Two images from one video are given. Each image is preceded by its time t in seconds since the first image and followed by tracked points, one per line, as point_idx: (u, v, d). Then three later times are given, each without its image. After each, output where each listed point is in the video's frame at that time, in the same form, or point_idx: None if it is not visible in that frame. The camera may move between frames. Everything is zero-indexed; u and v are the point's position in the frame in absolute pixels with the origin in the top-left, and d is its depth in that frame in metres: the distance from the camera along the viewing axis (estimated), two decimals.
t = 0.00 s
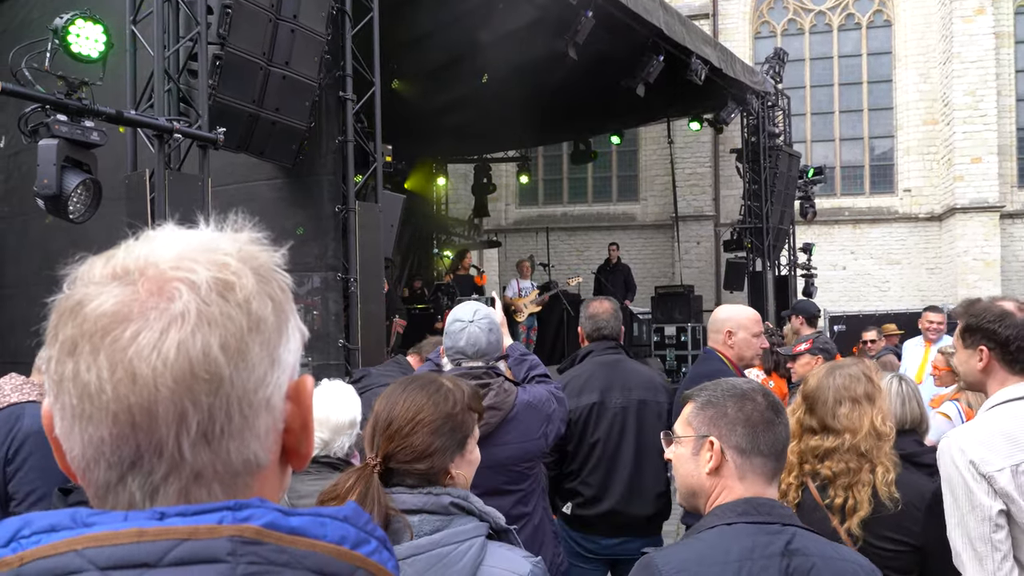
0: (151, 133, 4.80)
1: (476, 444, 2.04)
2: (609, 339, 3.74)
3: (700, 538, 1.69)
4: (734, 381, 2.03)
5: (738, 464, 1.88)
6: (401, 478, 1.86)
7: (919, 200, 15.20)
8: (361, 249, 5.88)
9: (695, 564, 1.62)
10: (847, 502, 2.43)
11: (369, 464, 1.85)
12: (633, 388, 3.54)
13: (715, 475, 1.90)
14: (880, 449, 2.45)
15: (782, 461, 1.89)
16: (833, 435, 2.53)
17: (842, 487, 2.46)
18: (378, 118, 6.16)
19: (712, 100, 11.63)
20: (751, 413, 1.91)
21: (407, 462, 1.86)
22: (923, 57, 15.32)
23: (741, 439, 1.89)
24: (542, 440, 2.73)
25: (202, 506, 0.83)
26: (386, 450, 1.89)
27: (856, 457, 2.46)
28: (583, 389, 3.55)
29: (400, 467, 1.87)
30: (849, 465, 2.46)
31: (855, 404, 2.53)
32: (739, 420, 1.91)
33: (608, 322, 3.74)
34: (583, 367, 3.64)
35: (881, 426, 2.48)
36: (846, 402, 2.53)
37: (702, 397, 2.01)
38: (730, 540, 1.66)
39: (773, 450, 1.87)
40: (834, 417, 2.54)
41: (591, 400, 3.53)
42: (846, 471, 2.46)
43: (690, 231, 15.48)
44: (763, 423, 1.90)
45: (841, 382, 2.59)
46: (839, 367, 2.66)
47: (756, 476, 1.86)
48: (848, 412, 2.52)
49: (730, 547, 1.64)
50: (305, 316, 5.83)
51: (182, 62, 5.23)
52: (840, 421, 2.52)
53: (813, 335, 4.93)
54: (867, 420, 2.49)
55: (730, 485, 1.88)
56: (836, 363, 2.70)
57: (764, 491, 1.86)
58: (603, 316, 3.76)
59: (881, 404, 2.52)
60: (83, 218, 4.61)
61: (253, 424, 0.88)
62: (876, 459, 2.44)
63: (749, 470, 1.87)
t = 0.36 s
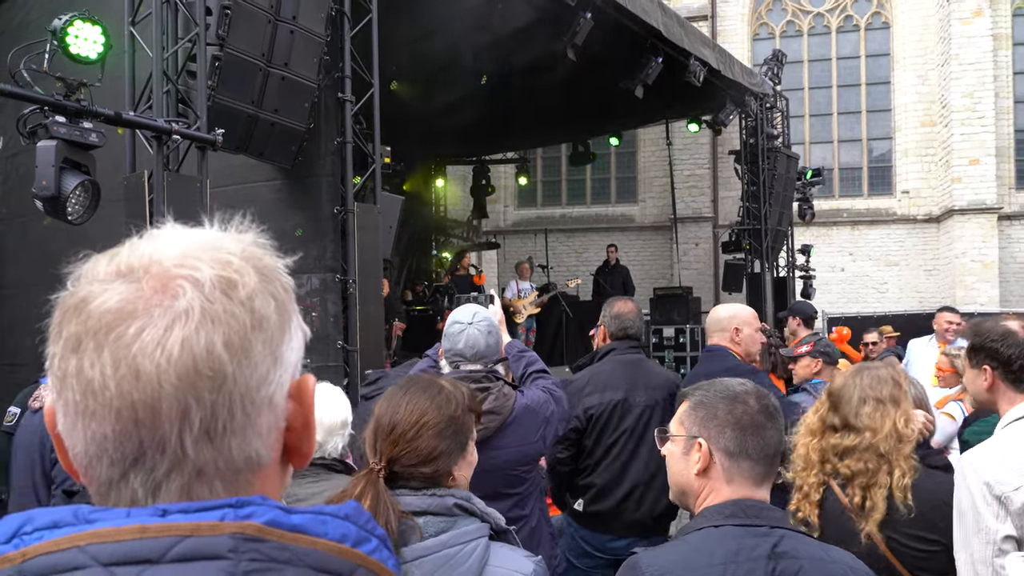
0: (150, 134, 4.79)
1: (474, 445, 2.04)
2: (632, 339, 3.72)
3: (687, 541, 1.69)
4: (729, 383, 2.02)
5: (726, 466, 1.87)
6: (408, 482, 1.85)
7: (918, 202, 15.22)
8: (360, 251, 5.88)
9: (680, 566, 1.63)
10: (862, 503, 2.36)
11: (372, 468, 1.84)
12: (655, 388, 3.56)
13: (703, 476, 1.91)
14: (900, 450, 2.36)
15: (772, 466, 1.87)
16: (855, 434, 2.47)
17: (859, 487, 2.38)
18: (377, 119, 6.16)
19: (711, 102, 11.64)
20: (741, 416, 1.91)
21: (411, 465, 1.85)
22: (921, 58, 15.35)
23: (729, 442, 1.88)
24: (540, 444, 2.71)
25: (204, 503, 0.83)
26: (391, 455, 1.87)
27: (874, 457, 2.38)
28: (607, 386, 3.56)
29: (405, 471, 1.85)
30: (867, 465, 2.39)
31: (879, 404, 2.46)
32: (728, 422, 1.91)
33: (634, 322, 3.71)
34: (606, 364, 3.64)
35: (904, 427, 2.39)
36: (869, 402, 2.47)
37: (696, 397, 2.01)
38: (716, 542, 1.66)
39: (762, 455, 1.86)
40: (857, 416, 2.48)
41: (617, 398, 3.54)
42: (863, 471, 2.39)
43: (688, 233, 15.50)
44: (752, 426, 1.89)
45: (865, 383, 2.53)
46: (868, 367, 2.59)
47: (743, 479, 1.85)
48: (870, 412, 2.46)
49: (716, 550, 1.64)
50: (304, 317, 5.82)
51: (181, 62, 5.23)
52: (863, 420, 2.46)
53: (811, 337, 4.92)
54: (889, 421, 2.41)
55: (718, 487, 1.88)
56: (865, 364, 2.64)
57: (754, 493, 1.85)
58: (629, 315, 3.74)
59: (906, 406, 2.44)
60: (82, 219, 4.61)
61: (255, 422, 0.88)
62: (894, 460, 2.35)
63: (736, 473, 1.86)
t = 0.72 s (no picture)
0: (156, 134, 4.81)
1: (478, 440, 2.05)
2: (618, 338, 3.74)
3: (689, 538, 1.69)
4: (734, 382, 2.02)
5: (726, 464, 1.87)
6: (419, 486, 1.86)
7: (924, 200, 15.16)
8: (366, 250, 5.89)
9: (681, 564, 1.63)
10: (915, 509, 2.25)
11: (381, 476, 1.83)
12: (642, 384, 3.55)
13: (705, 474, 1.91)
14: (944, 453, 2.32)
15: (774, 465, 1.85)
16: (896, 438, 2.38)
17: (909, 494, 2.28)
18: (382, 118, 6.17)
19: (715, 101, 11.62)
20: (742, 415, 1.90)
21: (421, 470, 1.86)
22: (927, 57, 15.29)
23: (729, 440, 1.88)
24: (541, 442, 2.71)
25: (208, 503, 0.83)
26: (400, 462, 1.87)
27: (922, 461, 2.31)
28: (593, 384, 3.57)
29: (414, 476, 1.86)
30: (915, 469, 2.31)
31: (919, 406, 2.39)
32: (728, 421, 1.91)
33: (619, 323, 3.73)
34: (593, 363, 3.65)
35: (943, 430, 2.37)
36: (910, 404, 2.40)
37: (701, 395, 2.01)
38: (718, 540, 1.66)
39: (763, 453, 1.85)
40: (898, 419, 2.39)
41: (602, 395, 3.55)
42: (912, 476, 2.30)
43: (694, 232, 15.47)
44: (753, 425, 1.88)
45: (900, 384, 2.45)
46: (894, 368, 2.52)
47: (744, 477, 1.84)
48: (911, 415, 2.38)
49: (717, 547, 1.64)
50: (308, 317, 5.84)
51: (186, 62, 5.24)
52: (905, 423, 2.37)
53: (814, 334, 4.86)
54: (933, 424, 2.36)
55: (719, 485, 1.87)
56: (888, 364, 2.56)
57: (757, 491, 1.84)
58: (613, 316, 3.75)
59: (940, 407, 2.42)
60: (88, 219, 4.64)
61: (258, 421, 0.88)
62: (940, 463, 2.31)
63: (736, 471, 1.85)
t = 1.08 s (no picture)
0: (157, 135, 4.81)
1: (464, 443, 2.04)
2: (588, 342, 3.75)
3: (689, 539, 1.68)
4: (732, 384, 2.01)
5: (725, 465, 1.86)
6: (424, 495, 1.82)
7: (925, 202, 15.15)
8: (366, 252, 5.89)
9: (681, 564, 1.62)
10: (929, 521, 2.23)
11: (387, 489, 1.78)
12: (613, 383, 3.56)
13: (703, 475, 1.90)
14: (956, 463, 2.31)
15: (773, 466, 1.85)
16: (909, 446, 2.34)
17: (921, 505, 2.26)
18: (383, 120, 6.17)
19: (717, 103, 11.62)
20: (740, 416, 1.90)
21: (427, 479, 1.82)
22: (928, 59, 15.29)
23: (728, 441, 1.87)
24: (540, 443, 2.70)
25: (206, 504, 0.83)
26: (405, 473, 1.82)
27: (934, 471, 2.29)
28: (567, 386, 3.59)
29: (420, 486, 1.82)
30: (928, 479, 2.28)
31: (933, 415, 2.36)
32: (727, 422, 1.90)
33: (589, 326, 3.73)
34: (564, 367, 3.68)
35: (955, 440, 2.35)
36: (925, 412, 2.36)
37: (701, 397, 2.01)
38: (718, 540, 1.66)
39: (761, 454, 1.84)
40: (912, 427, 2.35)
41: (575, 397, 3.56)
42: (924, 486, 2.27)
43: (695, 234, 15.46)
44: (751, 426, 1.88)
45: (916, 390, 2.41)
46: (906, 373, 2.48)
47: (743, 477, 1.84)
48: (926, 423, 2.35)
49: (717, 547, 1.64)
50: (309, 319, 5.84)
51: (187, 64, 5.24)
52: (920, 432, 2.34)
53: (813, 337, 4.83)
54: (947, 434, 2.34)
55: (719, 487, 1.86)
56: (900, 368, 2.52)
57: (756, 491, 1.83)
58: (585, 321, 3.75)
59: (951, 416, 2.41)
60: (88, 221, 4.65)
61: (256, 421, 0.88)
62: (951, 474, 2.29)
63: (735, 472, 1.84)
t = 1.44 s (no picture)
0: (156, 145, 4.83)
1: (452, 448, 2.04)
2: (578, 353, 3.73)
3: (688, 550, 1.68)
4: (730, 394, 2.02)
5: (723, 475, 1.86)
6: (432, 506, 1.82)
7: (924, 213, 15.18)
8: (366, 262, 5.89)
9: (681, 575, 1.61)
10: (894, 540, 2.24)
11: (399, 504, 1.76)
12: (605, 393, 3.55)
13: (701, 485, 1.90)
14: (944, 492, 2.28)
15: (771, 476, 1.85)
16: (900, 468, 2.33)
17: (895, 525, 2.27)
18: (382, 130, 6.19)
19: (715, 113, 11.66)
20: (738, 426, 1.90)
21: (436, 490, 1.82)
22: (926, 69, 15.36)
23: (725, 451, 1.87)
24: (544, 452, 2.69)
25: (207, 514, 0.83)
26: (413, 487, 1.79)
27: (917, 495, 2.28)
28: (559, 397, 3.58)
29: (429, 497, 1.81)
30: (908, 502, 2.28)
31: (930, 443, 2.34)
32: (725, 432, 1.90)
33: (579, 337, 3.73)
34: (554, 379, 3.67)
35: (948, 469, 2.32)
36: (923, 438, 2.34)
37: (699, 408, 2.01)
38: (717, 550, 1.65)
39: (758, 464, 1.84)
40: (906, 450, 2.34)
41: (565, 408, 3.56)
42: (904, 508, 2.27)
43: (693, 244, 15.48)
44: (749, 436, 1.88)
45: (919, 415, 2.38)
46: (913, 395, 2.45)
47: (740, 488, 1.83)
48: (922, 449, 2.33)
49: (716, 557, 1.63)
50: (308, 329, 5.84)
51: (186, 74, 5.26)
52: (913, 456, 2.32)
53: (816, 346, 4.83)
54: (939, 462, 2.31)
55: (717, 497, 1.86)
56: (909, 389, 2.49)
57: (755, 501, 1.83)
58: (574, 331, 3.74)
59: (950, 445, 2.37)
60: (87, 231, 4.65)
61: (257, 431, 0.88)
62: (936, 501, 2.26)
63: (733, 482, 1.84)
